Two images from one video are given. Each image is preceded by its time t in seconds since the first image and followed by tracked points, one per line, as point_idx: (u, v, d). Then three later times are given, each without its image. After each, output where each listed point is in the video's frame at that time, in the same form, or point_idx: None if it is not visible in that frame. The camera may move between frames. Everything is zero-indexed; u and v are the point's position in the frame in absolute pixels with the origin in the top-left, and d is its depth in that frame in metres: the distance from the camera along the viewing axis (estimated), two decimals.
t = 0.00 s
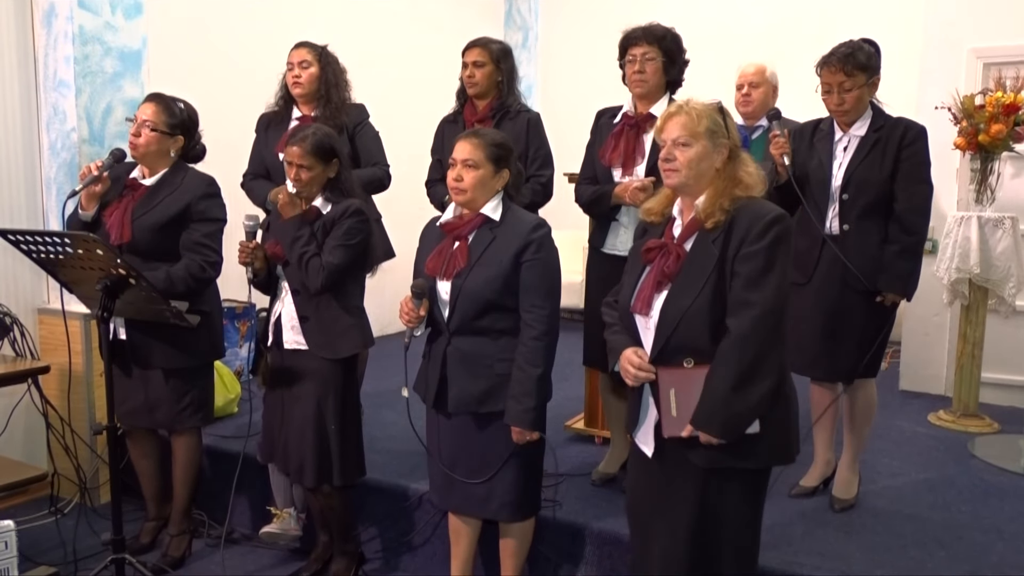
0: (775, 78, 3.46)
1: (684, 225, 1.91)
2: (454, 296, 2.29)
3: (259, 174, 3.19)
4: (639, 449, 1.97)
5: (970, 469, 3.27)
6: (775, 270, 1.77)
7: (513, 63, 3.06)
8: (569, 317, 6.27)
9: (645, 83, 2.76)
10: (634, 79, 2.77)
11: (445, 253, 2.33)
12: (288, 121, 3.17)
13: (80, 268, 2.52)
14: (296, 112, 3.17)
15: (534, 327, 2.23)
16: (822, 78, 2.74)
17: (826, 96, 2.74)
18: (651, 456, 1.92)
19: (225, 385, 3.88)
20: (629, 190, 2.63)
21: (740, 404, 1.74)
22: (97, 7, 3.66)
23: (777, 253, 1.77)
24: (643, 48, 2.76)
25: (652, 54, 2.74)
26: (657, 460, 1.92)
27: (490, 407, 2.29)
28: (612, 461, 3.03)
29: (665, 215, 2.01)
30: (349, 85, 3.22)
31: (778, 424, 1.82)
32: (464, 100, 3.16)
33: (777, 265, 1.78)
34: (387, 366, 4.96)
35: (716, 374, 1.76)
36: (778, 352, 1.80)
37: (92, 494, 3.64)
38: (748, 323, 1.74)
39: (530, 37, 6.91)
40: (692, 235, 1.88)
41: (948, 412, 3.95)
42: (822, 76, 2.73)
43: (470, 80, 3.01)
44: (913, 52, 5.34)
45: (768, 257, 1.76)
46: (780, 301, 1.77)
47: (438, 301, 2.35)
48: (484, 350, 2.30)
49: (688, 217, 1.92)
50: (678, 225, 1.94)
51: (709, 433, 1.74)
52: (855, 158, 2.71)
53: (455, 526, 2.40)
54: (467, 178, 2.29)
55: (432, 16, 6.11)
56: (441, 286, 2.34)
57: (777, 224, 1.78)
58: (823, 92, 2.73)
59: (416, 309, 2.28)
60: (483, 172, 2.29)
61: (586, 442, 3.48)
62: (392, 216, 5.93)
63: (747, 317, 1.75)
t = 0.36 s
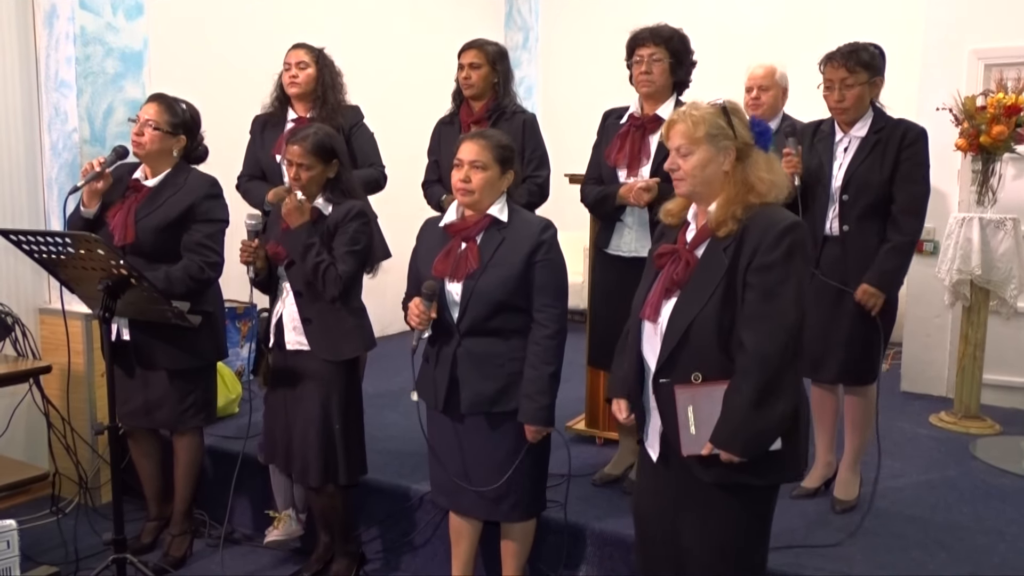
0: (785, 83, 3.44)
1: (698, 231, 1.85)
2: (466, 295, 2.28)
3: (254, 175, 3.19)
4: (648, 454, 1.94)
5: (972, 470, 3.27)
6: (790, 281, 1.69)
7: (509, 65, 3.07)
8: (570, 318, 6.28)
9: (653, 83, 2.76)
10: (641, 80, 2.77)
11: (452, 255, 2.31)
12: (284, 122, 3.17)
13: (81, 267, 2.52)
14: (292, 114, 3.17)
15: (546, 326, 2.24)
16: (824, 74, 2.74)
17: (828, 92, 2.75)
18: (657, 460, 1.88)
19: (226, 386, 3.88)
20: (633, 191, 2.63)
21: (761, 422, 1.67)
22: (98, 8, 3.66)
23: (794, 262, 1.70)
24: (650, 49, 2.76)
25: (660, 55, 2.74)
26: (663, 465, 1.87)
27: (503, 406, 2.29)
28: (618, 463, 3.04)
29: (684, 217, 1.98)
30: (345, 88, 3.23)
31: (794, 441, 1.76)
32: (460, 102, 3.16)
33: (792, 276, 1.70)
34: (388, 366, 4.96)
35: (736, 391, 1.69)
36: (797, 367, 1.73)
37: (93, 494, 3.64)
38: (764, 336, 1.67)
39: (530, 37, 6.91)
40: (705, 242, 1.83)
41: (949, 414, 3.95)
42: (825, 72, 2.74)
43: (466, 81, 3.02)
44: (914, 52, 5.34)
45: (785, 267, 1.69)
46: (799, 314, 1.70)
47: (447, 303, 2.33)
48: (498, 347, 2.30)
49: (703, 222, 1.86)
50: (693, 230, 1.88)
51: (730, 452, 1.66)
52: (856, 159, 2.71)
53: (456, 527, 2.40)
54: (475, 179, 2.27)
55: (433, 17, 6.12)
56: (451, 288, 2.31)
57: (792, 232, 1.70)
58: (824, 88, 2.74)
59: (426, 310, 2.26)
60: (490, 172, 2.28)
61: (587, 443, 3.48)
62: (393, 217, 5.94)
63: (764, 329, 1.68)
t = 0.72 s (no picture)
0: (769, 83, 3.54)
1: (697, 233, 1.85)
2: (471, 296, 2.28)
3: (254, 176, 3.20)
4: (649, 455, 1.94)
5: (973, 471, 3.27)
6: (791, 281, 1.70)
7: (505, 66, 3.07)
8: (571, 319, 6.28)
9: (658, 85, 2.76)
10: (646, 82, 2.78)
11: (454, 256, 2.31)
12: (282, 123, 3.18)
13: (83, 268, 2.52)
14: (289, 115, 3.18)
15: (552, 325, 2.25)
16: (829, 70, 2.75)
17: (830, 87, 2.75)
18: (658, 462, 1.88)
19: (228, 386, 3.89)
20: (637, 193, 2.65)
21: (769, 424, 1.67)
22: (101, 8, 3.66)
23: (795, 262, 1.71)
24: (655, 51, 2.75)
25: (665, 57, 2.74)
26: (663, 465, 1.87)
27: (510, 406, 2.30)
28: (623, 464, 3.01)
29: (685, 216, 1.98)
30: (342, 89, 3.24)
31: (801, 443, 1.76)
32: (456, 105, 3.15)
33: (793, 276, 1.71)
34: (390, 367, 4.97)
35: (744, 395, 1.69)
36: (803, 368, 1.74)
37: (95, 494, 3.65)
38: (768, 338, 1.68)
39: (533, 39, 6.88)
40: (704, 243, 1.82)
41: (951, 415, 3.95)
42: (830, 67, 2.74)
43: (465, 86, 3.01)
44: (916, 54, 5.34)
45: (784, 268, 1.70)
46: (802, 316, 1.71)
47: (450, 303, 2.32)
48: (500, 349, 2.30)
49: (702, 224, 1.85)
50: (693, 231, 1.87)
51: (740, 455, 1.66)
52: (859, 157, 2.71)
53: (457, 527, 2.40)
54: (478, 179, 2.27)
55: (436, 18, 6.12)
56: (457, 289, 2.31)
57: (792, 232, 1.71)
58: (828, 84, 2.75)
59: (430, 312, 2.23)
60: (490, 172, 2.28)
61: (588, 443, 3.48)
62: (395, 217, 5.95)
63: (769, 332, 1.68)
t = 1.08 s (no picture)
0: (744, 86, 3.37)
1: (700, 234, 1.86)
2: (465, 298, 2.29)
3: (254, 178, 3.19)
4: (647, 455, 1.96)
5: (975, 473, 3.26)
6: (797, 286, 1.69)
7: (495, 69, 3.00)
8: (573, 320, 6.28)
9: (659, 87, 2.77)
10: (648, 83, 2.78)
11: (452, 257, 2.33)
12: (282, 125, 3.18)
13: (87, 268, 2.53)
14: (290, 117, 3.18)
15: (546, 326, 2.26)
16: (833, 69, 2.75)
17: (833, 86, 2.76)
18: (659, 462, 1.89)
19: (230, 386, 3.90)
20: (638, 194, 2.66)
21: (774, 430, 1.67)
22: (105, 9, 3.68)
23: (800, 267, 1.69)
24: (657, 52, 2.76)
25: (667, 58, 2.74)
26: (664, 466, 1.88)
27: (507, 407, 2.30)
28: (615, 462, 3.03)
29: (687, 217, 2.00)
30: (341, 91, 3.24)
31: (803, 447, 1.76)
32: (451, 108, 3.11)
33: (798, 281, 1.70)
34: (391, 368, 4.97)
35: (748, 400, 1.69)
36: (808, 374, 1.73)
37: (97, 494, 3.66)
38: (772, 344, 1.67)
39: (535, 39, 6.78)
40: (707, 246, 1.83)
41: (952, 416, 3.95)
42: (833, 66, 2.75)
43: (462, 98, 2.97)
44: (918, 55, 5.34)
45: (789, 273, 1.69)
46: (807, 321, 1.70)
47: (446, 305, 2.34)
48: (494, 350, 2.31)
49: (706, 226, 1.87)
50: (695, 232, 1.89)
51: (744, 460, 1.66)
52: (861, 160, 2.71)
53: (458, 528, 2.40)
54: (473, 181, 2.28)
55: (438, 19, 6.13)
56: (452, 290, 2.32)
57: (797, 237, 1.70)
58: (830, 83, 2.75)
59: (427, 312, 2.26)
60: (488, 174, 2.29)
61: (589, 444, 3.48)
62: (397, 218, 5.96)
63: (773, 338, 1.67)
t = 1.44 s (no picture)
0: (758, 86, 3.52)
1: (696, 234, 1.86)
2: (459, 301, 2.29)
3: (260, 178, 3.22)
4: (645, 455, 1.95)
5: (978, 475, 3.26)
6: (795, 281, 1.71)
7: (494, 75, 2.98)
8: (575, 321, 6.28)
9: (654, 88, 2.76)
10: (643, 85, 2.78)
11: (450, 259, 2.34)
12: (289, 127, 3.19)
13: (90, 269, 2.54)
14: (296, 119, 3.19)
15: (540, 331, 2.24)
16: (837, 70, 2.76)
17: (837, 87, 2.77)
18: (655, 460, 1.89)
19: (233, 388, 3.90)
20: (632, 195, 2.65)
21: (776, 424, 1.69)
22: (107, 10, 3.67)
23: (798, 262, 1.72)
24: (651, 54, 2.76)
25: (661, 59, 2.74)
26: (663, 464, 1.89)
27: (498, 410, 2.30)
28: (616, 463, 3.05)
29: (680, 216, 1.97)
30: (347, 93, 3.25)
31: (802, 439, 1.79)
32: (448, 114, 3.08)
33: (796, 276, 1.72)
34: (394, 369, 4.97)
35: (750, 395, 1.71)
36: (807, 369, 1.75)
37: (100, 495, 3.66)
38: (772, 339, 1.69)
39: (538, 41, 6.87)
40: (704, 245, 1.83)
41: (955, 418, 3.95)
42: (838, 67, 2.75)
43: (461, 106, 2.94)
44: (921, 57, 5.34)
45: (788, 269, 1.71)
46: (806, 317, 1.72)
47: (443, 307, 2.34)
48: (489, 353, 2.30)
49: (701, 225, 1.87)
50: (691, 232, 1.89)
51: (747, 455, 1.68)
52: (863, 162, 2.71)
53: (460, 530, 2.40)
54: (471, 183, 2.28)
55: (440, 20, 6.13)
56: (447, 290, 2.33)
57: (794, 234, 1.72)
58: (835, 83, 2.76)
59: (423, 313, 2.29)
60: (486, 176, 2.29)
61: (592, 446, 3.48)
62: (399, 219, 5.96)
63: (775, 334, 1.69)
